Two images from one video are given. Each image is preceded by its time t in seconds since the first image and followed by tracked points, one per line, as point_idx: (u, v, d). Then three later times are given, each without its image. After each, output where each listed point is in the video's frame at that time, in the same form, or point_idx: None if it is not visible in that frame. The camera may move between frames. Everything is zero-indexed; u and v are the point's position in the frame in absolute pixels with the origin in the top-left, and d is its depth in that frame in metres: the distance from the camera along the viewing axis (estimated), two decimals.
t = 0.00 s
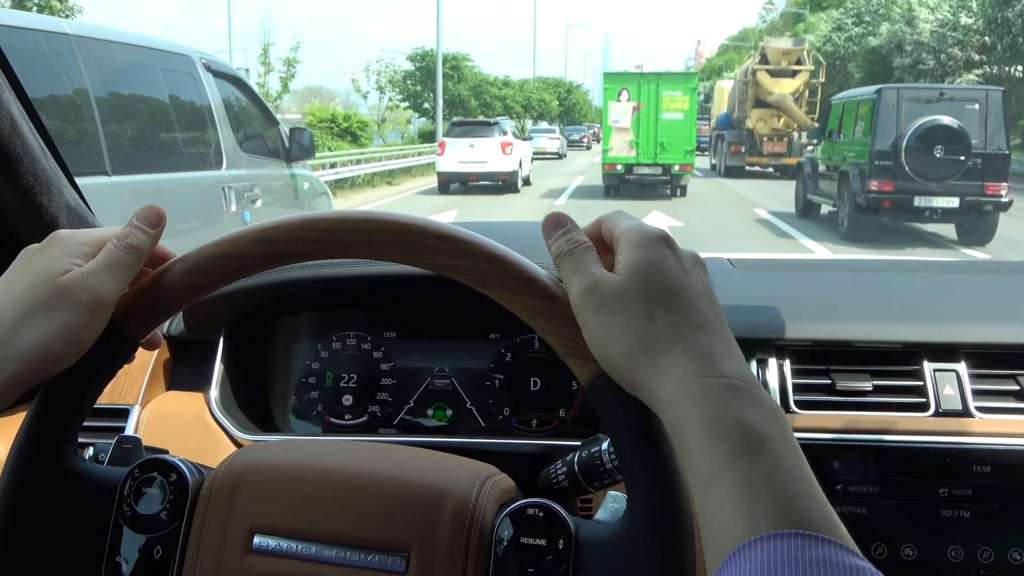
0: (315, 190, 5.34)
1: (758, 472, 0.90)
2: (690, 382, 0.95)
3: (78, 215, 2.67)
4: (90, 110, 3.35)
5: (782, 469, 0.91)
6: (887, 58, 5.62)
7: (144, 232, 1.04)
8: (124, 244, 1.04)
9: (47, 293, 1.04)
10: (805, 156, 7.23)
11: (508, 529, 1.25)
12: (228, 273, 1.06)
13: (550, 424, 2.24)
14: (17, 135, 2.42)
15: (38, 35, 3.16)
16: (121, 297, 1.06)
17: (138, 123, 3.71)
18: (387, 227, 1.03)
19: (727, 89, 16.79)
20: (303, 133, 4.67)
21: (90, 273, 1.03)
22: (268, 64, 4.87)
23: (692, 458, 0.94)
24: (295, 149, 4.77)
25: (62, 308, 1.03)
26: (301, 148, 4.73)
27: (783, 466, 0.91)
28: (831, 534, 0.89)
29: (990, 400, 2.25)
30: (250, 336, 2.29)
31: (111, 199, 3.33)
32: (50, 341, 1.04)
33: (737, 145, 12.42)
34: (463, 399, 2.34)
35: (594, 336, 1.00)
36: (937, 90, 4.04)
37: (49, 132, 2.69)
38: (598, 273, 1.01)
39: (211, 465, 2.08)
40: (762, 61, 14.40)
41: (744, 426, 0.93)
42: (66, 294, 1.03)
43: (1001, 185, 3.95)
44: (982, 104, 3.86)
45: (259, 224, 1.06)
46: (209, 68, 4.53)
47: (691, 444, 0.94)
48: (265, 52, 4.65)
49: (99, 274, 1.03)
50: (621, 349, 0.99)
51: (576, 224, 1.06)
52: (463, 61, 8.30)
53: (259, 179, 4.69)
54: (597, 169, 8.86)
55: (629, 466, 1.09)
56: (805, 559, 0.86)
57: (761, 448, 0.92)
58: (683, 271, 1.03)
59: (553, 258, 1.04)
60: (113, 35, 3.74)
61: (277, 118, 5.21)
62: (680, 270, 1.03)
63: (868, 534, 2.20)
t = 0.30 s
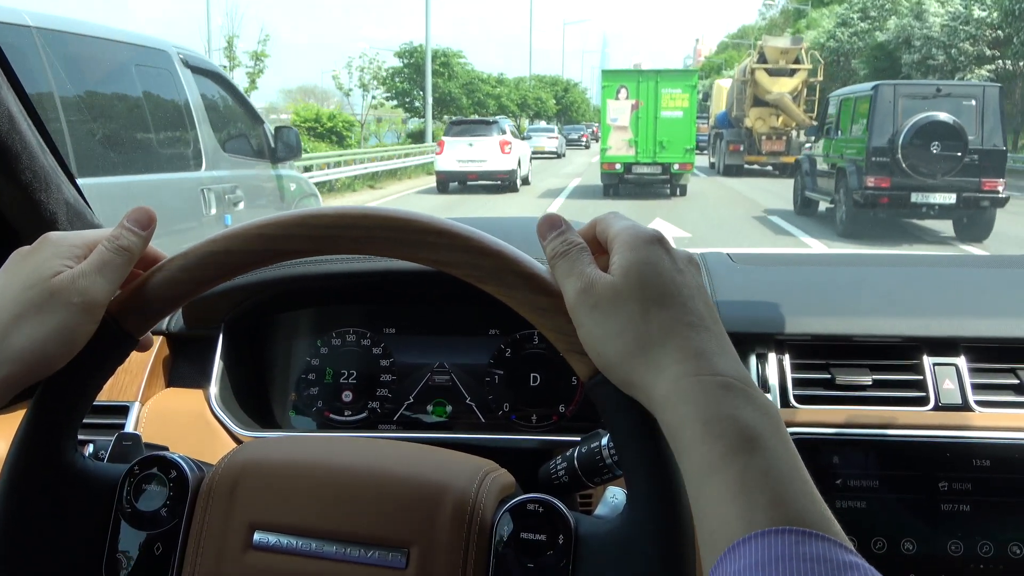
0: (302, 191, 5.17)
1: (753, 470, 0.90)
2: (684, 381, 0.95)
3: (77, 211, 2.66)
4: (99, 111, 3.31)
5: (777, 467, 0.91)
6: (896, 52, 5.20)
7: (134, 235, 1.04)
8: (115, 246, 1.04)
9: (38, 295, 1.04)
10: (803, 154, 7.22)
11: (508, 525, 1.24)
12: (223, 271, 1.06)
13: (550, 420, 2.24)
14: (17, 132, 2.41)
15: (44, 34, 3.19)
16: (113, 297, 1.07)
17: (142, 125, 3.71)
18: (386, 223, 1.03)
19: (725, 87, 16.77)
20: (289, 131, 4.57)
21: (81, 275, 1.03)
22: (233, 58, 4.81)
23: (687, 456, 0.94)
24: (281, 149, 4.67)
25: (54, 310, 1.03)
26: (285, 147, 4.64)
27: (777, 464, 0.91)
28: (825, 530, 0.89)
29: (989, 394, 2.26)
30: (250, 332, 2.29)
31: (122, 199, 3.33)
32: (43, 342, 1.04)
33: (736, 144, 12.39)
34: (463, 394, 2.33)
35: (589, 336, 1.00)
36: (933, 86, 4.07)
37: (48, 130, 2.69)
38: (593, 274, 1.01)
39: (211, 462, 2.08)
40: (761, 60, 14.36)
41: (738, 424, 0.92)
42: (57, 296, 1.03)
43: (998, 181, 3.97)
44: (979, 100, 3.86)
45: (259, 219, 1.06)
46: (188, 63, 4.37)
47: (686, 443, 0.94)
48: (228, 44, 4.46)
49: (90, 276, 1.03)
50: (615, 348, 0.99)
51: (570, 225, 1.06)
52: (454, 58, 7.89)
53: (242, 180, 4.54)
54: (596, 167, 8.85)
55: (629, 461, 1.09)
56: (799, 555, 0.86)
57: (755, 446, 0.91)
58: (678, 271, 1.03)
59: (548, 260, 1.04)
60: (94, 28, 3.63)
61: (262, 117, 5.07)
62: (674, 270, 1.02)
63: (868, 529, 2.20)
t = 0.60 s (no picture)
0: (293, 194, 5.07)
1: (757, 468, 0.90)
2: (691, 380, 0.95)
3: (78, 208, 2.66)
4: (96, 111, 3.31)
5: (781, 466, 0.91)
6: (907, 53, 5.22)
7: (139, 233, 1.03)
8: (120, 245, 1.03)
9: (43, 294, 1.04)
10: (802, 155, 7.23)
11: (508, 522, 1.24)
12: (228, 269, 1.06)
13: (550, 418, 2.24)
14: (18, 129, 2.42)
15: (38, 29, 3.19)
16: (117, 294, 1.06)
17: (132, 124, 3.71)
18: (389, 220, 1.03)
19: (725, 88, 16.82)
20: (280, 131, 4.42)
21: (85, 273, 1.03)
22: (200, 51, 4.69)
23: (692, 454, 0.94)
24: (271, 150, 4.51)
25: (58, 307, 1.03)
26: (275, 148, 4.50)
27: (782, 464, 0.91)
28: (827, 528, 0.89)
29: (989, 394, 2.27)
30: (249, 330, 2.29)
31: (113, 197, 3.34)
32: (48, 339, 1.04)
33: (735, 145, 12.41)
34: (463, 392, 2.33)
35: (596, 334, 1.01)
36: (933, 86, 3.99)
37: (48, 126, 2.69)
38: (600, 272, 1.01)
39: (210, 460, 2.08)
40: (761, 61, 14.34)
41: (743, 423, 0.93)
42: (61, 295, 1.03)
43: (995, 182, 4.05)
44: (977, 102, 3.87)
45: (260, 216, 1.06)
46: (175, 60, 4.32)
47: (692, 441, 0.94)
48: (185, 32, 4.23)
49: (94, 275, 1.03)
50: (622, 346, 0.99)
51: (578, 223, 1.06)
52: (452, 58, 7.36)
53: (230, 180, 4.55)
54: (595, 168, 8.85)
55: (629, 459, 1.09)
56: (802, 555, 0.86)
57: (760, 446, 0.91)
58: (685, 271, 1.03)
59: (555, 258, 1.05)
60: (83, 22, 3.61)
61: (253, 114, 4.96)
62: (682, 269, 1.03)
63: (868, 529, 2.20)
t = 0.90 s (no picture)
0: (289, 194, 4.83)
1: (753, 461, 0.90)
2: (686, 373, 0.95)
3: (78, 208, 2.66)
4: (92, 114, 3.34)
5: (778, 459, 0.91)
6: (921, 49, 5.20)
7: (133, 226, 1.04)
8: (113, 238, 1.04)
9: (35, 289, 1.03)
10: (801, 154, 7.23)
11: (508, 522, 1.24)
12: (226, 268, 1.06)
13: (550, 418, 2.24)
14: (17, 129, 2.42)
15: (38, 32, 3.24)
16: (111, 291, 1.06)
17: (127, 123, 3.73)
18: (388, 220, 1.03)
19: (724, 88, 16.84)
20: (273, 132, 4.26)
21: (79, 268, 1.03)
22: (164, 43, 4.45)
23: (689, 448, 0.94)
24: (266, 151, 4.36)
25: (52, 303, 1.03)
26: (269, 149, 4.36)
27: (779, 456, 0.91)
28: (825, 522, 0.89)
29: (989, 392, 2.27)
30: (250, 328, 2.29)
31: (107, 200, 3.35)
32: (40, 335, 1.04)
33: (734, 145, 12.42)
34: (463, 391, 2.33)
35: (591, 328, 1.01)
36: (928, 86, 4.39)
37: (48, 126, 2.69)
38: (595, 266, 1.01)
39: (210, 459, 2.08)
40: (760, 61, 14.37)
41: (739, 416, 0.92)
42: (55, 290, 1.03)
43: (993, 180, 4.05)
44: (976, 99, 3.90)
45: (261, 215, 1.06)
46: (165, 61, 4.33)
47: (688, 434, 0.94)
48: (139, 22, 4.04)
49: (88, 269, 1.03)
50: (617, 340, 0.99)
51: (573, 217, 1.06)
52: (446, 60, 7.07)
53: (223, 182, 4.47)
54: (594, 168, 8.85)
55: (629, 458, 1.09)
56: (802, 549, 0.86)
57: (757, 438, 0.91)
58: (680, 263, 1.03)
59: (550, 252, 1.04)
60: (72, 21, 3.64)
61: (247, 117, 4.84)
62: (676, 262, 1.02)
63: (868, 527, 2.20)
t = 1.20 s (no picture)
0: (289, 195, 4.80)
1: (756, 464, 0.90)
2: (690, 375, 0.95)
3: (78, 208, 2.66)
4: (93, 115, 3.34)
5: (782, 461, 0.91)
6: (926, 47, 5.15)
7: (131, 229, 1.04)
8: (111, 241, 1.04)
9: (34, 291, 1.04)
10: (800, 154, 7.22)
11: (508, 522, 1.24)
12: (225, 269, 1.06)
13: (550, 418, 2.24)
14: (17, 128, 2.41)
15: (39, 34, 3.25)
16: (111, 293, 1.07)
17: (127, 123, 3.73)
18: (388, 221, 1.03)
19: (723, 88, 16.85)
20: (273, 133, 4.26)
21: (78, 270, 1.03)
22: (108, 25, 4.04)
23: (693, 450, 0.94)
24: (264, 152, 4.36)
25: (50, 305, 1.03)
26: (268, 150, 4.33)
27: (783, 459, 0.91)
28: (826, 522, 0.89)
29: (988, 393, 2.27)
30: (249, 328, 2.29)
31: (106, 201, 3.36)
32: (40, 338, 1.04)
33: (733, 145, 12.42)
34: (463, 392, 2.33)
35: (595, 330, 1.01)
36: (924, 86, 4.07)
37: (48, 125, 2.69)
38: (600, 268, 1.01)
39: (209, 458, 2.08)
40: (759, 62, 14.38)
41: (743, 418, 0.92)
42: (53, 292, 1.03)
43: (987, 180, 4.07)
44: (970, 101, 3.84)
45: (261, 215, 1.06)
46: (166, 62, 4.33)
47: (692, 436, 0.94)
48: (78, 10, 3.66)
49: (86, 271, 1.03)
50: (622, 342, 0.99)
51: (577, 220, 1.06)
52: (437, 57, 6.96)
53: (224, 183, 4.50)
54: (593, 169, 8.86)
55: (629, 459, 1.09)
56: (802, 549, 0.86)
57: (761, 441, 0.91)
58: (684, 266, 1.03)
59: (555, 253, 1.04)
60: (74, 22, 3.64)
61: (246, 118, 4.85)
62: (680, 265, 1.02)
63: (868, 527, 2.20)
